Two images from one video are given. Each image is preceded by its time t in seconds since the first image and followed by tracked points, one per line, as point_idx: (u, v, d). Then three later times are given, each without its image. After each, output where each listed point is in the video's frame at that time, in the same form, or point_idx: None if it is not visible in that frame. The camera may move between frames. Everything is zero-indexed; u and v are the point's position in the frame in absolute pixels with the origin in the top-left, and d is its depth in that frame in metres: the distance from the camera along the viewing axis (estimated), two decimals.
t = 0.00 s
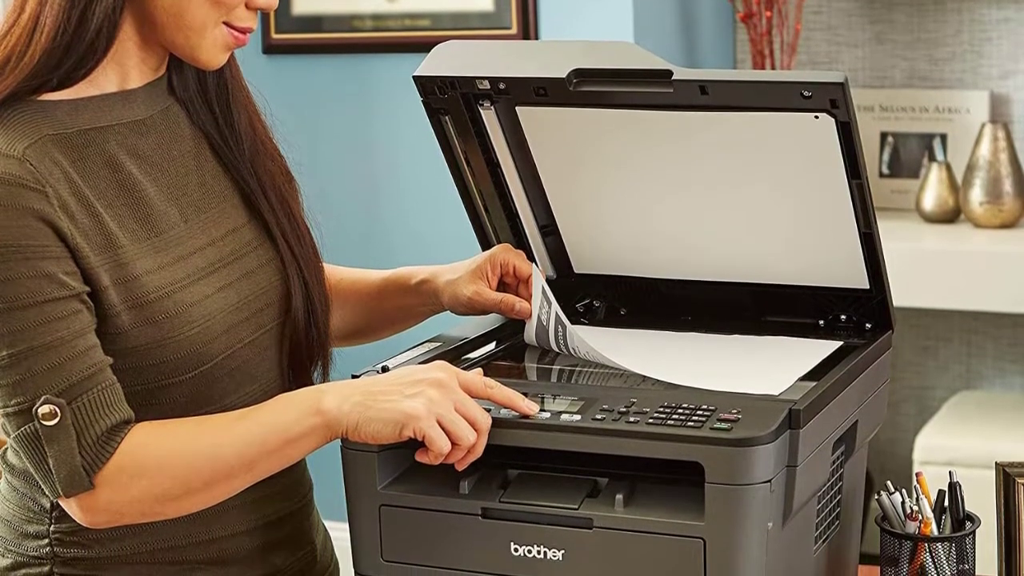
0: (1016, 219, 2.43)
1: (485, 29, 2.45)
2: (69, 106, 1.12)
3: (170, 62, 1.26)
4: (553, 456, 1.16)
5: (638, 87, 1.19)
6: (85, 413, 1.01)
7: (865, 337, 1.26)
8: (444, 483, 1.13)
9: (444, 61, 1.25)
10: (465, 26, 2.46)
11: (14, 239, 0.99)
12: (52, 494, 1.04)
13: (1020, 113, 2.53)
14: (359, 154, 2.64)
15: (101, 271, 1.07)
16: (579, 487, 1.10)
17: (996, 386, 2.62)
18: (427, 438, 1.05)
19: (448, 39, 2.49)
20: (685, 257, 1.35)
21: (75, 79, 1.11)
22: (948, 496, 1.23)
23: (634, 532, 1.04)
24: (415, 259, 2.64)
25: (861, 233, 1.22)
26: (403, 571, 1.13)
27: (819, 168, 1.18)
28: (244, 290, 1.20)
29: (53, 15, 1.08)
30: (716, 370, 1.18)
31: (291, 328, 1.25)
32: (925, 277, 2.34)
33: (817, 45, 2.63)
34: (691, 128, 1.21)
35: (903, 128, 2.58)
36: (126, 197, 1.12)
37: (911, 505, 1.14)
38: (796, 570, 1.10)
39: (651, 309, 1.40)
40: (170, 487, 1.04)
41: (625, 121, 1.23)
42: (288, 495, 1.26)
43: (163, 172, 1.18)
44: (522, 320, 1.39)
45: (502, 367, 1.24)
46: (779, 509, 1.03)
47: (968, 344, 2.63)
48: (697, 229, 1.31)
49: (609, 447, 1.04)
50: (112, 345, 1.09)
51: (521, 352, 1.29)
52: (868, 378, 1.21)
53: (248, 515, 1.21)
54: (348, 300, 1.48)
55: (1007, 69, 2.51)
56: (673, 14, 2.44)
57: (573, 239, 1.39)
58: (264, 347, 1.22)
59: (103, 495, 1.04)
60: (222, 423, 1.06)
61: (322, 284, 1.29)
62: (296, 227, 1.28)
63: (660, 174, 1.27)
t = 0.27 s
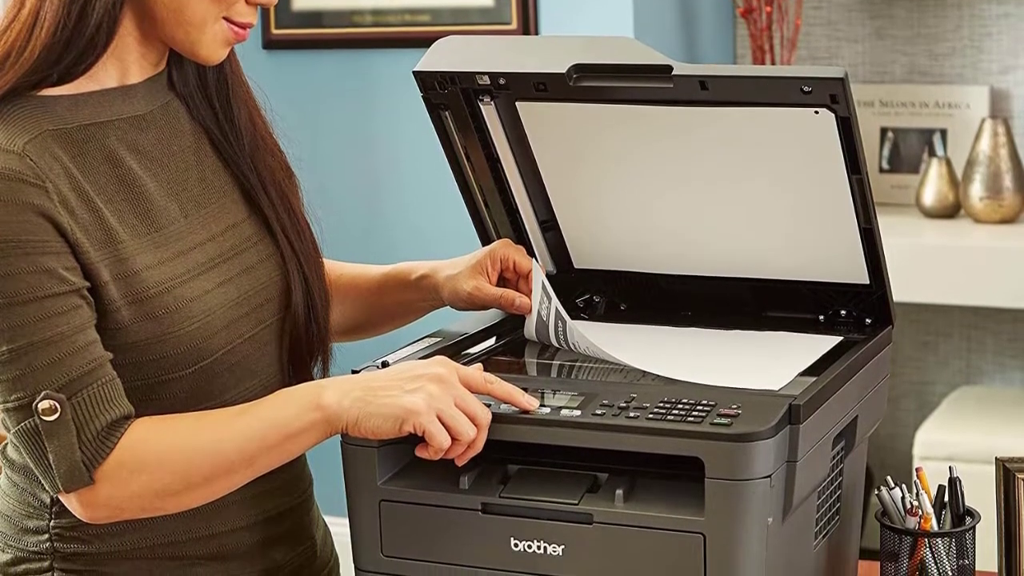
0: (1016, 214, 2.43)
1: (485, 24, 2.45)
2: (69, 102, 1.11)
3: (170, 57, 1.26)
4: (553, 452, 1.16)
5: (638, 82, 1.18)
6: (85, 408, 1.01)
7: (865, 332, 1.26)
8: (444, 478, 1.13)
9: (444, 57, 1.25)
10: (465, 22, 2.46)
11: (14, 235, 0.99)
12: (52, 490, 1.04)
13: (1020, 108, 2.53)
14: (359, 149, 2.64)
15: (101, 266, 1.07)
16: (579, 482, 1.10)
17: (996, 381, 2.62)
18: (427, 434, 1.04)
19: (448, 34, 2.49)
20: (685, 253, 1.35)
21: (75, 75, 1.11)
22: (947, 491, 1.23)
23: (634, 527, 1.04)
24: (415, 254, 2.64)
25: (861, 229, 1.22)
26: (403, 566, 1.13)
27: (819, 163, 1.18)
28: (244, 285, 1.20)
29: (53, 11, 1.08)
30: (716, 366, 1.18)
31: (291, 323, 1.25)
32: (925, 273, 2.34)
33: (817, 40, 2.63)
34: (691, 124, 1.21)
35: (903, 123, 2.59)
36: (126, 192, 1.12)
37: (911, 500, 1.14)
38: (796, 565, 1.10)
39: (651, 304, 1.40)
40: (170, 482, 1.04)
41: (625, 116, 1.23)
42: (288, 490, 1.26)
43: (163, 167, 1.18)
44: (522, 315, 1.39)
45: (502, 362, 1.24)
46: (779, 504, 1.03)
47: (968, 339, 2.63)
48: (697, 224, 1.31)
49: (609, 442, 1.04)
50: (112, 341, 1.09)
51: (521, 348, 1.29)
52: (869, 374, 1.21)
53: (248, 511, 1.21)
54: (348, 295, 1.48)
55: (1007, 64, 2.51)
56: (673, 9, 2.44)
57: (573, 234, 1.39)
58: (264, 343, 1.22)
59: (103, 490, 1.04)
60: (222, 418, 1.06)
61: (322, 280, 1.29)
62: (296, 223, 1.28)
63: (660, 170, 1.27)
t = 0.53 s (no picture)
0: (1016, 209, 2.43)
1: (485, 20, 2.45)
2: (69, 97, 1.11)
3: (170, 53, 1.26)
4: (553, 447, 1.16)
5: (637, 77, 1.18)
6: (85, 404, 1.01)
7: (865, 328, 1.26)
8: (444, 474, 1.13)
9: (444, 52, 1.25)
10: (465, 17, 2.46)
11: (14, 230, 0.99)
12: (52, 485, 1.04)
13: (1020, 103, 2.52)
14: (359, 145, 2.64)
15: (101, 261, 1.07)
16: (579, 477, 1.10)
17: (996, 376, 2.62)
18: (427, 429, 1.04)
19: (447, 30, 2.49)
20: (685, 248, 1.35)
21: (75, 70, 1.11)
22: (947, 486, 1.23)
23: (635, 522, 1.04)
24: (415, 250, 2.64)
25: (861, 224, 1.22)
26: (403, 561, 1.13)
27: (819, 159, 1.18)
28: (244, 281, 1.20)
29: (53, 6, 1.08)
30: (716, 361, 1.18)
31: (291, 319, 1.25)
32: (925, 268, 2.34)
33: (817, 36, 2.63)
34: (691, 119, 1.20)
35: (903, 118, 2.59)
36: (126, 187, 1.12)
37: (911, 495, 1.14)
38: (796, 560, 1.10)
39: (651, 299, 1.40)
40: (170, 477, 1.04)
41: (625, 111, 1.23)
42: (288, 486, 1.26)
43: (163, 162, 1.18)
44: (522, 310, 1.39)
45: (502, 357, 1.24)
46: (779, 500, 1.03)
47: (968, 334, 2.63)
48: (697, 220, 1.31)
49: (610, 437, 1.04)
50: (112, 336, 1.09)
51: (521, 343, 1.29)
52: (869, 369, 1.21)
53: (248, 506, 1.21)
54: (348, 291, 1.48)
55: (1007, 59, 2.51)
56: (673, 4, 2.44)
57: (573, 229, 1.39)
58: (264, 338, 1.22)
59: (103, 485, 1.04)
60: (222, 414, 1.06)
61: (322, 275, 1.29)
62: (296, 218, 1.28)
63: (660, 165, 1.27)
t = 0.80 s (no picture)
0: (1016, 204, 2.43)
1: (484, 14, 2.45)
2: (69, 92, 1.11)
3: (170, 48, 1.26)
4: (553, 442, 1.16)
5: (638, 72, 1.18)
6: (85, 399, 1.01)
7: (865, 323, 1.26)
8: (444, 469, 1.13)
9: (444, 47, 1.25)
10: (465, 12, 2.46)
11: (14, 225, 0.99)
12: (52, 480, 1.04)
13: (1020, 98, 2.52)
14: (359, 140, 2.64)
15: (101, 256, 1.06)
16: (579, 472, 1.10)
17: (995, 371, 2.62)
18: (427, 424, 1.04)
19: (447, 25, 2.49)
20: (685, 243, 1.35)
21: (75, 65, 1.11)
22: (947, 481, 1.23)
23: (635, 517, 1.04)
24: (415, 245, 2.64)
25: (861, 219, 1.22)
26: (403, 556, 1.13)
27: (819, 154, 1.18)
28: (244, 276, 1.20)
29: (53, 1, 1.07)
30: (717, 356, 1.18)
31: (291, 314, 1.24)
32: (924, 263, 2.34)
33: (817, 31, 2.63)
34: (691, 114, 1.20)
35: (903, 113, 2.58)
36: (126, 182, 1.12)
37: (911, 490, 1.14)
38: (796, 555, 1.10)
39: (651, 294, 1.40)
40: (170, 472, 1.04)
41: (625, 106, 1.23)
42: (288, 481, 1.26)
43: (163, 157, 1.18)
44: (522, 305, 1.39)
45: (502, 352, 1.24)
46: (779, 495, 1.04)
47: (968, 329, 2.63)
48: (697, 215, 1.30)
49: (610, 432, 1.04)
50: (112, 331, 1.09)
51: (521, 338, 1.29)
52: (868, 364, 1.21)
53: (248, 501, 1.21)
54: (348, 286, 1.48)
55: (1007, 54, 2.51)
56: None
57: (573, 224, 1.38)
58: (263, 333, 1.22)
59: (103, 480, 1.04)
60: (221, 408, 1.06)
61: (322, 270, 1.28)
62: (296, 213, 1.28)
63: (660, 160, 1.27)
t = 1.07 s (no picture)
0: (1016, 199, 2.43)
1: (484, 9, 2.45)
2: (69, 87, 1.11)
3: (170, 42, 1.26)
4: (553, 437, 1.16)
5: (638, 67, 1.18)
6: (85, 394, 1.01)
7: (865, 317, 1.26)
8: (444, 463, 1.13)
9: (444, 41, 1.24)
10: (464, 6, 2.46)
11: (14, 219, 0.99)
12: (52, 475, 1.04)
13: (1020, 93, 2.52)
14: (359, 135, 2.64)
15: (101, 251, 1.06)
16: (579, 467, 1.10)
17: (996, 366, 2.62)
18: (427, 419, 1.04)
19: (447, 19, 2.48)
20: (684, 238, 1.34)
21: (75, 60, 1.11)
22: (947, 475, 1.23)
23: (635, 512, 1.04)
24: (415, 240, 2.64)
25: (861, 214, 1.22)
26: (403, 551, 1.13)
27: (819, 149, 1.18)
28: (244, 271, 1.19)
29: None
30: (717, 351, 1.18)
31: (291, 309, 1.24)
32: (924, 258, 2.34)
33: (817, 25, 2.62)
34: (691, 108, 1.20)
35: (903, 108, 2.59)
36: (126, 177, 1.12)
37: (911, 485, 1.14)
38: (796, 550, 1.10)
39: (651, 289, 1.40)
40: (170, 467, 1.04)
41: (625, 101, 1.23)
42: (288, 476, 1.26)
43: (163, 152, 1.18)
44: (522, 300, 1.39)
45: (502, 347, 1.24)
46: (779, 489, 1.04)
47: (968, 324, 2.63)
48: (697, 209, 1.30)
49: (610, 427, 1.04)
50: (112, 326, 1.09)
51: (521, 333, 1.29)
52: (869, 358, 1.21)
53: (248, 496, 1.21)
54: (348, 281, 1.48)
55: (1007, 49, 2.51)
56: None
57: (572, 219, 1.38)
58: (263, 328, 1.21)
59: (103, 475, 1.04)
60: (221, 403, 1.05)
61: (322, 265, 1.28)
62: (296, 208, 1.28)
63: (660, 155, 1.27)
